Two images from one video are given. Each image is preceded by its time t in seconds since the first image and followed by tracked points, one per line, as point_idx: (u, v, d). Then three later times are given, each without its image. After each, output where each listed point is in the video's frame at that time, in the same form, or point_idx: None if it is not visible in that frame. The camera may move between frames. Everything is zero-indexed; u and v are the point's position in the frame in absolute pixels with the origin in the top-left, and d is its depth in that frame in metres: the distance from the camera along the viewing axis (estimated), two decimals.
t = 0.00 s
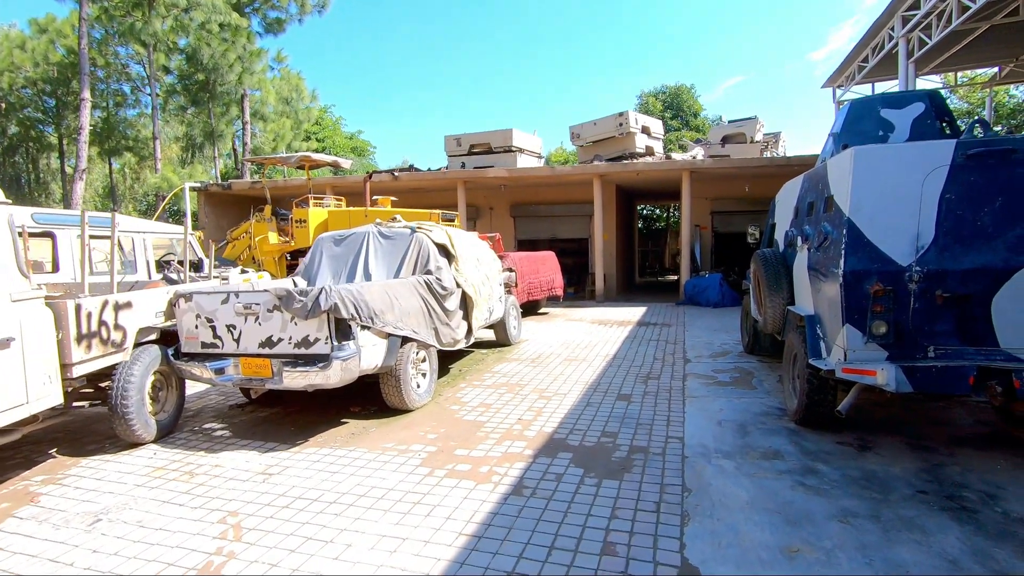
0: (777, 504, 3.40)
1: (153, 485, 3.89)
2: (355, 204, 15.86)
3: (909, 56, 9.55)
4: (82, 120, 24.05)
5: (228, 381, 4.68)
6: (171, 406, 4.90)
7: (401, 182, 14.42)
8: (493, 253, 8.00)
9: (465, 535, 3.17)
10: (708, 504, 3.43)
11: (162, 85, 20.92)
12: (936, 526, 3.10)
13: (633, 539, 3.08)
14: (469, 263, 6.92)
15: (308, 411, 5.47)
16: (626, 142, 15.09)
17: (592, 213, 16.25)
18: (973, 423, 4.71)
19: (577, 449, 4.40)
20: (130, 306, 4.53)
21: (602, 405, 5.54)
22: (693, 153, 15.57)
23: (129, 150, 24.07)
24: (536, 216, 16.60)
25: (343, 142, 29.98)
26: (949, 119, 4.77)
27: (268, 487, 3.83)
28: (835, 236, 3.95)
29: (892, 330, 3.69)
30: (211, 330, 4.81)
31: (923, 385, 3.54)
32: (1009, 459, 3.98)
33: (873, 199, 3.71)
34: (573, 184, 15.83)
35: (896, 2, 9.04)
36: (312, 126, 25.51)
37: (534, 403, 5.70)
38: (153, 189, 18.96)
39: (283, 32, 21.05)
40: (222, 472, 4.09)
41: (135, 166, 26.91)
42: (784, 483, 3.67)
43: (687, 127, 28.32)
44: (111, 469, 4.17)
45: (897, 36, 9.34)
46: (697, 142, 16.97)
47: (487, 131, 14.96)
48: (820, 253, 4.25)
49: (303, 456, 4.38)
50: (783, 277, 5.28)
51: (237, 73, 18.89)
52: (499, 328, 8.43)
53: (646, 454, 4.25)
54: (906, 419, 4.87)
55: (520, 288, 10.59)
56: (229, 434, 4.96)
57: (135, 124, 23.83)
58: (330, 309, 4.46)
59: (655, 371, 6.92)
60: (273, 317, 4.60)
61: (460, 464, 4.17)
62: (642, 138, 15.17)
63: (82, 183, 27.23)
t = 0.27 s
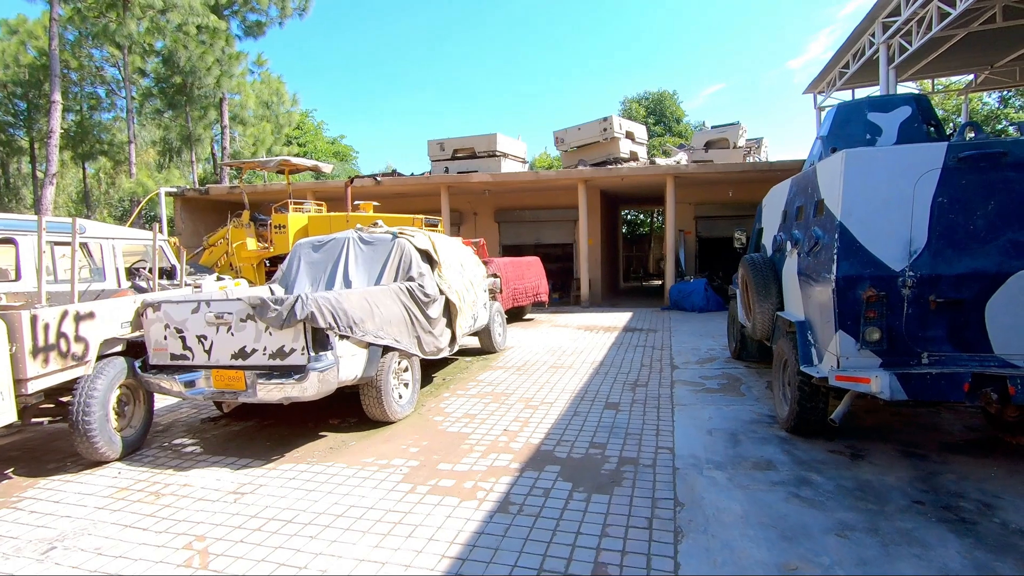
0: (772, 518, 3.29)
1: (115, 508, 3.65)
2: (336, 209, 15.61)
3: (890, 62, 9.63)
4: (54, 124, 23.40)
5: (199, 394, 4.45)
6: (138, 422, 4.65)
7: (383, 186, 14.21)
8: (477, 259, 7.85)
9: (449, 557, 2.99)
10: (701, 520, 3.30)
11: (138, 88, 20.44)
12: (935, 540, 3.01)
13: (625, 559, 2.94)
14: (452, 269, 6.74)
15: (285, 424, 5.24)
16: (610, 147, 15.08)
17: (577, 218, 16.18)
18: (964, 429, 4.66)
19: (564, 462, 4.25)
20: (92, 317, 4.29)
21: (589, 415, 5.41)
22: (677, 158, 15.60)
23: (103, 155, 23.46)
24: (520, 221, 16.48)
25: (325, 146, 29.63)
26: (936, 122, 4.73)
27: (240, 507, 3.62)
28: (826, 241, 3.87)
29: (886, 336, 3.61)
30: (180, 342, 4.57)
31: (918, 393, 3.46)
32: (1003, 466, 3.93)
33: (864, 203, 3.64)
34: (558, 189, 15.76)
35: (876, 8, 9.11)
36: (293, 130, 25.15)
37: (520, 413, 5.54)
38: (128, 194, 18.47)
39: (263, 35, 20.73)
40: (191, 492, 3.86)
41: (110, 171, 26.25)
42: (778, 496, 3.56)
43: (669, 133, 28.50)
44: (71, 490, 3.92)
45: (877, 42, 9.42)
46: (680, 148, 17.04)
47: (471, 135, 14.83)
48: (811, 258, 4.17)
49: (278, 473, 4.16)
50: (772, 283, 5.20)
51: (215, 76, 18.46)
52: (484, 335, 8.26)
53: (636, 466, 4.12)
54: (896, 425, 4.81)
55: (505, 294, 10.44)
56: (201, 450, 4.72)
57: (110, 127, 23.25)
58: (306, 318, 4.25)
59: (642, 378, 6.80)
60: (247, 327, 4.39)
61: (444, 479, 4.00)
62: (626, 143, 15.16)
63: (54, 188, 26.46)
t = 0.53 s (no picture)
0: (760, 526, 3.21)
1: (71, 533, 3.42)
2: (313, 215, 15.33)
3: (862, 66, 9.79)
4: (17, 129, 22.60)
5: (163, 409, 4.22)
6: (99, 439, 4.41)
7: (361, 191, 13.98)
8: (456, 264, 7.71)
9: None
10: (689, 529, 3.21)
11: (105, 91, 19.85)
12: (924, 544, 2.96)
13: (612, 574, 2.83)
14: (431, 275, 6.60)
15: (257, 438, 5.03)
16: (589, 151, 15.08)
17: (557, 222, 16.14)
18: (944, 429, 4.67)
19: (547, 472, 4.13)
20: (46, 330, 4.06)
21: (572, 421, 5.30)
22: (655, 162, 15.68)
23: (69, 160, 22.73)
24: (500, 225, 16.38)
25: (301, 151, 29.21)
26: (912, 124, 4.76)
27: (206, 529, 3.43)
28: (808, 242, 3.83)
29: (870, 338, 3.58)
30: (143, 354, 4.35)
31: (902, 395, 3.43)
32: (985, 466, 3.92)
33: (846, 203, 3.61)
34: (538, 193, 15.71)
35: (848, 13, 9.26)
36: (268, 135, 24.72)
37: (501, 421, 5.41)
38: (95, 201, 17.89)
39: (236, 38, 20.34)
40: (154, 513, 3.65)
41: (76, 177, 25.44)
42: (765, 502, 3.49)
43: (647, 137, 28.74)
44: (23, 515, 3.67)
45: (850, 46, 9.56)
46: (658, 151, 17.14)
47: (449, 139, 14.70)
48: (792, 259, 4.14)
49: (249, 491, 3.97)
50: (753, 285, 5.17)
51: (186, 80, 17.98)
52: (465, 342, 8.13)
53: (620, 474, 4.02)
54: (879, 426, 4.79)
55: (485, 300, 10.31)
56: (167, 468, 4.49)
57: (76, 132, 22.55)
58: (277, 328, 4.08)
59: (625, 383, 6.73)
60: (214, 337, 4.19)
61: (423, 493, 3.85)
62: (605, 147, 15.19)
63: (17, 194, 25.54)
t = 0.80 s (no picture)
0: (739, 526, 3.17)
1: (17, 556, 3.21)
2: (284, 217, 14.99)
3: (830, 66, 9.96)
4: None
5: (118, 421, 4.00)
6: (50, 453, 4.17)
7: (333, 193, 13.72)
8: (430, 265, 7.57)
9: None
10: (668, 532, 3.15)
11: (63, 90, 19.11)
12: (900, 540, 2.95)
13: None
14: (404, 276, 6.45)
15: (221, 448, 4.82)
16: (564, 151, 15.07)
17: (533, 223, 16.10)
18: (916, 422, 4.72)
19: (524, 476, 4.04)
20: None
21: (549, 423, 5.22)
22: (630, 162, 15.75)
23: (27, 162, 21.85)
24: (476, 226, 16.25)
25: (272, 153, 28.65)
26: (880, 121, 4.82)
27: (164, 546, 3.24)
28: (782, 238, 3.82)
29: (843, 333, 3.58)
30: (96, 364, 4.12)
31: (877, 390, 3.43)
32: (956, 458, 3.96)
33: (819, 199, 3.61)
34: (513, 193, 15.64)
35: (816, 13, 9.39)
36: (237, 135, 24.15)
37: (477, 424, 5.30)
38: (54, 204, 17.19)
39: (202, 37, 19.82)
40: (108, 531, 3.45)
41: (35, 179, 24.46)
42: (743, 501, 3.45)
43: (622, 138, 28.94)
44: None
45: (818, 46, 9.71)
46: (632, 151, 17.22)
47: (423, 140, 14.54)
48: (766, 256, 4.12)
49: (211, 505, 3.78)
50: (728, 282, 5.16)
51: (149, 79, 17.44)
52: (440, 344, 7.99)
53: (598, 476, 3.95)
54: (853, 421, 4.82)
55: (461, 301, 10.18)
56: (124, 482, 4.26)
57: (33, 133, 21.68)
58: (239, 334, 3.89)
59: (602, 383, 6.67)
60: (173, 344, 4.00)
61: (395, 502, 3.71)
62: (579, 147, 15.19)
63: None
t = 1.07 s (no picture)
0: (712, 524, 3.12)
1: None
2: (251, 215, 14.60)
3: (797, 62, 10.07)
4: None
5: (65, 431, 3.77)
6: None
7: (301, 190, 13.39)
8: (400, 263, 7.41)
9: None
10: (641, 532, 3.08)
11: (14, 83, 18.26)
12: (871, 533, 2.94)
13: None
14: (372, 275, 6.28)
15: (179, 457, 4.60)
16: (537, 147, 14.99)
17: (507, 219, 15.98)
18: (884, 413, 4.77)
19: (495, 478, 3.93)
20: None
21: (522, 422, 5.13)
22: (603, 158, 15.75)
23: None
24: (449, 223, 16.06)
25: (239, 149, 27.92)
26: (847, 115, 4.84)
27: (111, 564, 3.05)
28: (752, 232, 3.79)
29: (813, 327, 3.56)
30: (40, 371, 3.89)
31: (846, 383, 3.42)
32: (923, 449, 4.00)
33: (788, 192, 3.58)
34: (487, 190, 15.50)
35: (783, 9, 9.47)
36: (201, 131, 23.45)
37: (448, 425, 5.18)
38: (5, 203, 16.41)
39: (162, 29, 19.15)
40: (51, 550, 3.23)
41: None
42: (715, 498, 3.41)
43: (595, 134, 29.02)
44: None
45: (786, 42, 9.80)
46: (605, 147, 17.23)
47: (393, 136, 14.29)
48: (737, 250, 4.10)
49: (165, 517, 3.59)
50: (699, 277, 5.14)
51: (106, 72, 16.77)
52: (412, 343, 7.84)
53: (570, 477, 3.88)
54: (823, 413, 4.85)
55: (434, 299, 10.03)
56: (72, 495, 4.03)
57: None
58: (194, 337, 3.70)
59: (576, 380, 6.62)
60: (122, 349, 3.78)
61: (361, 509, 3.57)
62: (552, 143, 15.13)
63: None
